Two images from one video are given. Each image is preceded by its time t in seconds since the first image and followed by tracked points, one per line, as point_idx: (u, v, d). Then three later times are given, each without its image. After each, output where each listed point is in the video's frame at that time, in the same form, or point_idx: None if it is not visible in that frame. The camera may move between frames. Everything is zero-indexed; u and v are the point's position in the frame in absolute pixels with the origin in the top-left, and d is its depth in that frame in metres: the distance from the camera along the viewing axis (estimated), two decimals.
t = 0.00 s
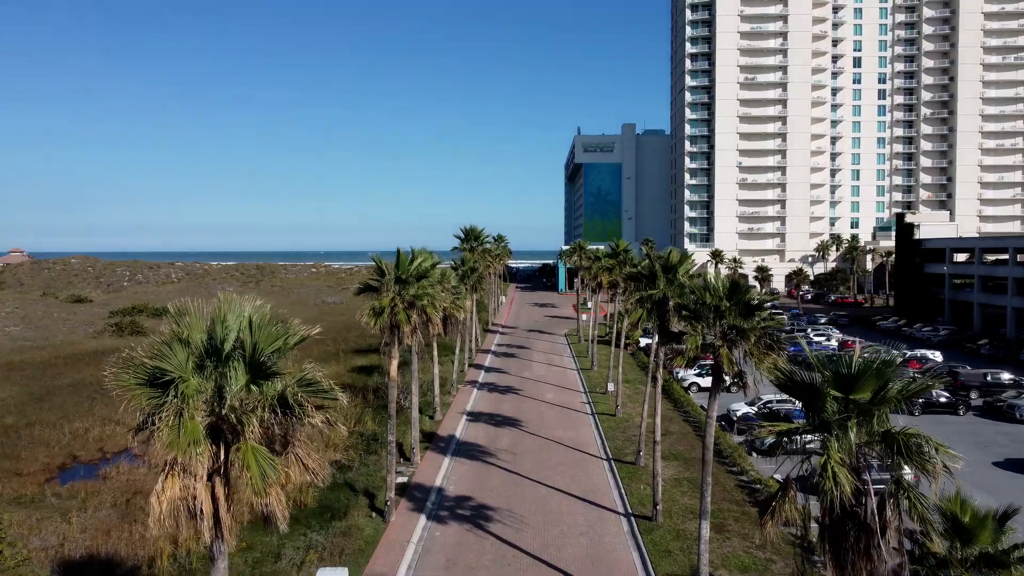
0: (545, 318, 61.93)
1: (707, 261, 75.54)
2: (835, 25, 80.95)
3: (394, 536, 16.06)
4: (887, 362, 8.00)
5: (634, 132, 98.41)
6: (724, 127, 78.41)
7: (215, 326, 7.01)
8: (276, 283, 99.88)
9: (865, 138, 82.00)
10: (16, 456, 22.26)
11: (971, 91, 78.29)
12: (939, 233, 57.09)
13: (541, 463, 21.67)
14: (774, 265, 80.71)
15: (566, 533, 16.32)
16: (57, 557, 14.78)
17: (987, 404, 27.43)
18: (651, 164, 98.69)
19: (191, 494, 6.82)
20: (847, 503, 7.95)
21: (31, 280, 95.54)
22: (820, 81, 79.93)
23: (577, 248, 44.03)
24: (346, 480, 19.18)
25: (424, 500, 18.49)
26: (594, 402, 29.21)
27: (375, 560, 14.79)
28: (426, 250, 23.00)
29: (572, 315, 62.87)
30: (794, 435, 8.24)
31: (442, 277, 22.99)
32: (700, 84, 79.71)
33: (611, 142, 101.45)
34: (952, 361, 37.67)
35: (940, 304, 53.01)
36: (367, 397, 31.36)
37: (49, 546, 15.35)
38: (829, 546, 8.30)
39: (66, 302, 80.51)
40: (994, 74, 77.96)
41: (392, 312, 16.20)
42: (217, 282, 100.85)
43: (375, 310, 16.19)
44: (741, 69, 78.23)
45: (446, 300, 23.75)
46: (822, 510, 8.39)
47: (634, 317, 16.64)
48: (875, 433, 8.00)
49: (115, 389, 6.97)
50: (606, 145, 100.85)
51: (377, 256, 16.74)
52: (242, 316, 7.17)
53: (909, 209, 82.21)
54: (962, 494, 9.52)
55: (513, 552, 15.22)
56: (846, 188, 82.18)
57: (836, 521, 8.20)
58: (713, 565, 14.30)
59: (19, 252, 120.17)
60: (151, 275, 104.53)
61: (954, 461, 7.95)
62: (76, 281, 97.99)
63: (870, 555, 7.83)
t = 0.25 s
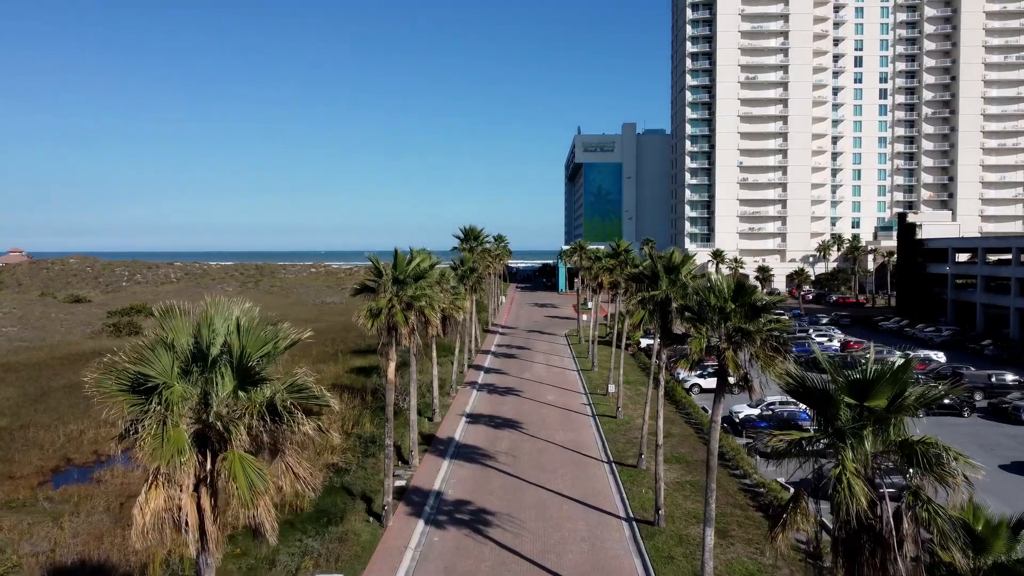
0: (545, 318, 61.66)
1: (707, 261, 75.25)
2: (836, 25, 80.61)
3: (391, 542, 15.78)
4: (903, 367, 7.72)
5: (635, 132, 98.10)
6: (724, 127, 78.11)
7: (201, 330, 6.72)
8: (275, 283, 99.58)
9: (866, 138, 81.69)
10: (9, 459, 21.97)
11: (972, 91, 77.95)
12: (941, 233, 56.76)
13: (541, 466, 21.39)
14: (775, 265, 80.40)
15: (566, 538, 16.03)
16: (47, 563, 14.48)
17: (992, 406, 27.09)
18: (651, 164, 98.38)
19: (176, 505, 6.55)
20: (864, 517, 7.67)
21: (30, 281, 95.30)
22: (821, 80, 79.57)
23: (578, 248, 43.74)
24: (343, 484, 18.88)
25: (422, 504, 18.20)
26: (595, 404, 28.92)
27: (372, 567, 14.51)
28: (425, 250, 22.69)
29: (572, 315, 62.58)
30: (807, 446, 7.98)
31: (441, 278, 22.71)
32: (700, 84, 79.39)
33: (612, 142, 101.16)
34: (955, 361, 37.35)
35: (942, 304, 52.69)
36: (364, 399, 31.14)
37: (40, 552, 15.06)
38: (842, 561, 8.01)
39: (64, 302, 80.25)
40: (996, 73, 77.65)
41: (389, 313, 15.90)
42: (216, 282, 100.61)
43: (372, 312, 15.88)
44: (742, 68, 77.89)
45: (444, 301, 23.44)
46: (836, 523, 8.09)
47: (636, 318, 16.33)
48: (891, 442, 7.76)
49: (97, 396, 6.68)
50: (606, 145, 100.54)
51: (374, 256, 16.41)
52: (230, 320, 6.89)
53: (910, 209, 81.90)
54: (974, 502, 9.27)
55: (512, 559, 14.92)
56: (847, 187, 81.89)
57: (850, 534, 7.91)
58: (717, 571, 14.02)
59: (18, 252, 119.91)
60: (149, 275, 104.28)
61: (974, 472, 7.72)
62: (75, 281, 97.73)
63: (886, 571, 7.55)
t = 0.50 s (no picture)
0: (545, 318, 61.41)
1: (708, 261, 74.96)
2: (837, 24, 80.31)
3: (388, 548, 15.49)
4: (921, 374, 7.47)
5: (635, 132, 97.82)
6: (725, 126, 77.82)
7: (185, 335, 6.45)
8: (274, 284, 99.24)
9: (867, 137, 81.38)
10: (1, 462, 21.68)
11: (974, 90, 77.66)
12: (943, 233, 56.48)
13: (541, 469, 21.10)
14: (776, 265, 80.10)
15: (567, 544, 15.73)
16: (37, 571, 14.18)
17: (997, 408, 26.74)
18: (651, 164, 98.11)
19: (159, 518, 6.26)
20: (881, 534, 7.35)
21: (28, 281, 95.05)
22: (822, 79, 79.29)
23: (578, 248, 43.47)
24: (340, 489, 18.59)
25: (420, 509, 17.90)
26: (596, 406, 28.62)
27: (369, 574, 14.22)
28: (423, 250, 22.40)
29: (572, 316, 62.31)
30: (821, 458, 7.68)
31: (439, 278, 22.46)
32: (701, 83, 79.09)
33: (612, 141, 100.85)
34: (959, 362, 37.05)
35: (944, 304, 52.39)
36: (362, 401, 30.89)
37: (30, 559, 14.75)
38: None
39: (63, 302, 80.01)
40: (997, 73, 77.38)
41: (386, 315, 15.60)
42: (215, 282, 100.36)
43: (369, 314, 15.57)
44: (742, 68, 77.58)
45: (443, 302, 23.15)
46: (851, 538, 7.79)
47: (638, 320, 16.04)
48: (909, 453, 7.50)
49: (78, 405, 6.39)
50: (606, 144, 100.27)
51: (370, 257, 16.10)
52: (216, 324, 6.62)
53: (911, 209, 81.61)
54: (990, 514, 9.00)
55: (512, 566, 14.61)
56: (848, 187, 81.59)
57: (866, 550, 7.63)
58: None
59: (16, 252, 119.64)
60: (148, 275, 104.03)
61: (996, 485, 7.46)
62: (73, 281, 97.48)
63: None
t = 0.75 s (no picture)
0: (545, 319, 61.08)
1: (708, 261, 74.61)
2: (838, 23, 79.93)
3: (385, 556, 15.15)
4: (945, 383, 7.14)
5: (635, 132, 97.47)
6: (726, 126, 77.47)
7: (166, 342, 6.14)
8: (273, 284, 98.85)
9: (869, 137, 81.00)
10: None
11: (976, 90, 77.30)
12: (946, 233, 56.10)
13: (541, 473, 20.74)
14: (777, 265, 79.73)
15: (568, 551, 15.38)
16: None
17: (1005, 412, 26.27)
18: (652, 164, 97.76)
19: (137, 535, 5.97)
20: (905, 556, 6.98)
21: (26, 281, 94.67)
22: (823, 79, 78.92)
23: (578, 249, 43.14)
24: (336, 494, 18.25)
25: (417, 515, 17.55)
26: (597, 408, 28.27)
27: None
28: (421, 251, 22.03)
29: (572, 316, 61.97)
30: (838, 474, 7.32)
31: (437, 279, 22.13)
32: (701, 83, 78.74)
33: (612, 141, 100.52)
34: (962, 364, 36.69)
35: (947, 305, 52.05)
36: (360, 403, 30.61)
37: (18, 567, 14.41)
38: None
39: (60, 302, 79.65)
40: (999, 72, 77.01)
41: (383, 318, 15.21)
42: (214, 282, 100.02)
43: (365, 316, 15.18)
44: (743, 67, 77.20)
45: (442, 302, 22.78)
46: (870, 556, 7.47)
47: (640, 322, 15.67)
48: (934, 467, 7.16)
49: (52, 417, 6.08)
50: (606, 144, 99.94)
51: (367, 257, 15.74)
52: (198, 331, 6.32)
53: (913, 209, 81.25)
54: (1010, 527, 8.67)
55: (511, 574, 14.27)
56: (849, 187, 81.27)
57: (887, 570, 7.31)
58: None
59: (14, 252, 119.23)
60: (147, 275, 103.67)
61: None
62: (72, 281, 97.10)
63: None
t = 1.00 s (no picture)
0: (545, 319, 60.78)
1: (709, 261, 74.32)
2: (839, 22, 79.57)
3: (381, 562, 14.87)
4: (969, 393, 6.87)
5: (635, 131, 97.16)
6: (726, 126, 77.17)
7: (147, 350, 5.89)
8: (272, 284, 98.58)
9: (870, 137, 80.66)
10: None
11: (978, 89, 76.94)
12: (948, 234, 55.75)
13: (542, 477, 20.45)
14: (778, 266, 79.38)
15: (568, 558, 15.09)
16: None
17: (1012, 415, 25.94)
18: (651, 164, 97.44)
19: (115, 553, 5.73)
20: None
21: (25, 281, 94.34)
22: (824, 78, 78.59)
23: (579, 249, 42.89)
24: (333, 499, 17.98)
25: (415, 520, 17.25)
26: (597, 410, 27.97)
27: None
28: (419, 251, 21.75)
29: (572, 317, 61.67)
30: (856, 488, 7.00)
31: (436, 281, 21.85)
32: (702, 82, 78.47)
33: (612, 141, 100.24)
34: (966, 365, 36.37)
35: (949, 305, 51.72)
36: (358, 405, 30.34)
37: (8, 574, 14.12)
38: None
39: (59, 303, 79.37)
40: (1001, 72, 76.65)
41: (379, 320, 14.92)
42: (213, 282, 99.68)
43: (361, 318, 14.89)
44: (744, 66, 76.86)
45: (440, 303, 22.50)
46: None
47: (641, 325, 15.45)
48: (957, 482, 6.86)
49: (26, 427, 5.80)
50: (606, 144, 99.62)
51: (363, 258, 15.47)
52: (181, 337, 6.07)
53: (914, 209, 80.91)
54: None
55: None
56: (851, 187, 80.96)
57: None
58: None
59: (13, 252, 118.94)
60: (146, 275, 103.39)
61: None
62: (70, 281, 96.76)
63: None
